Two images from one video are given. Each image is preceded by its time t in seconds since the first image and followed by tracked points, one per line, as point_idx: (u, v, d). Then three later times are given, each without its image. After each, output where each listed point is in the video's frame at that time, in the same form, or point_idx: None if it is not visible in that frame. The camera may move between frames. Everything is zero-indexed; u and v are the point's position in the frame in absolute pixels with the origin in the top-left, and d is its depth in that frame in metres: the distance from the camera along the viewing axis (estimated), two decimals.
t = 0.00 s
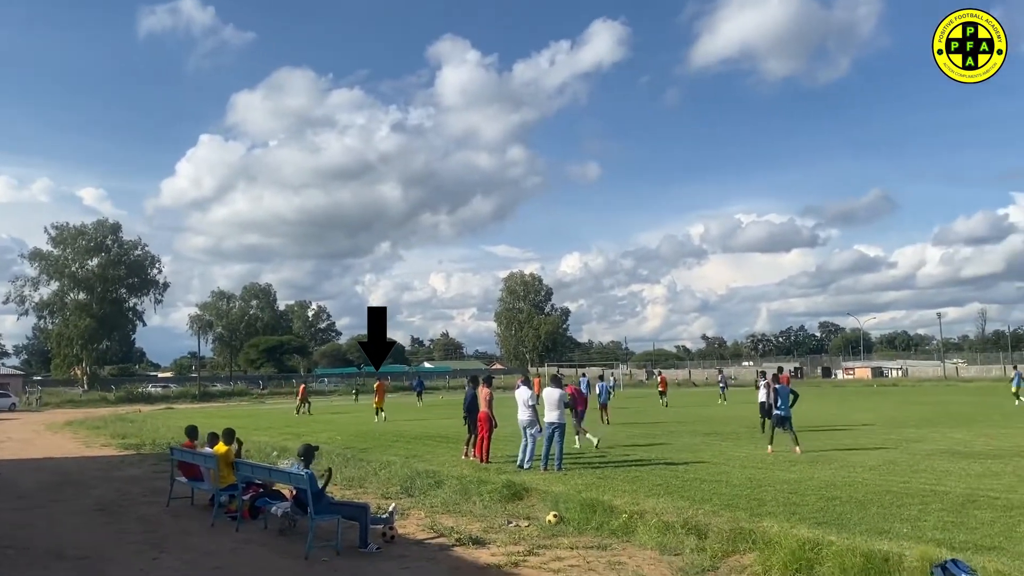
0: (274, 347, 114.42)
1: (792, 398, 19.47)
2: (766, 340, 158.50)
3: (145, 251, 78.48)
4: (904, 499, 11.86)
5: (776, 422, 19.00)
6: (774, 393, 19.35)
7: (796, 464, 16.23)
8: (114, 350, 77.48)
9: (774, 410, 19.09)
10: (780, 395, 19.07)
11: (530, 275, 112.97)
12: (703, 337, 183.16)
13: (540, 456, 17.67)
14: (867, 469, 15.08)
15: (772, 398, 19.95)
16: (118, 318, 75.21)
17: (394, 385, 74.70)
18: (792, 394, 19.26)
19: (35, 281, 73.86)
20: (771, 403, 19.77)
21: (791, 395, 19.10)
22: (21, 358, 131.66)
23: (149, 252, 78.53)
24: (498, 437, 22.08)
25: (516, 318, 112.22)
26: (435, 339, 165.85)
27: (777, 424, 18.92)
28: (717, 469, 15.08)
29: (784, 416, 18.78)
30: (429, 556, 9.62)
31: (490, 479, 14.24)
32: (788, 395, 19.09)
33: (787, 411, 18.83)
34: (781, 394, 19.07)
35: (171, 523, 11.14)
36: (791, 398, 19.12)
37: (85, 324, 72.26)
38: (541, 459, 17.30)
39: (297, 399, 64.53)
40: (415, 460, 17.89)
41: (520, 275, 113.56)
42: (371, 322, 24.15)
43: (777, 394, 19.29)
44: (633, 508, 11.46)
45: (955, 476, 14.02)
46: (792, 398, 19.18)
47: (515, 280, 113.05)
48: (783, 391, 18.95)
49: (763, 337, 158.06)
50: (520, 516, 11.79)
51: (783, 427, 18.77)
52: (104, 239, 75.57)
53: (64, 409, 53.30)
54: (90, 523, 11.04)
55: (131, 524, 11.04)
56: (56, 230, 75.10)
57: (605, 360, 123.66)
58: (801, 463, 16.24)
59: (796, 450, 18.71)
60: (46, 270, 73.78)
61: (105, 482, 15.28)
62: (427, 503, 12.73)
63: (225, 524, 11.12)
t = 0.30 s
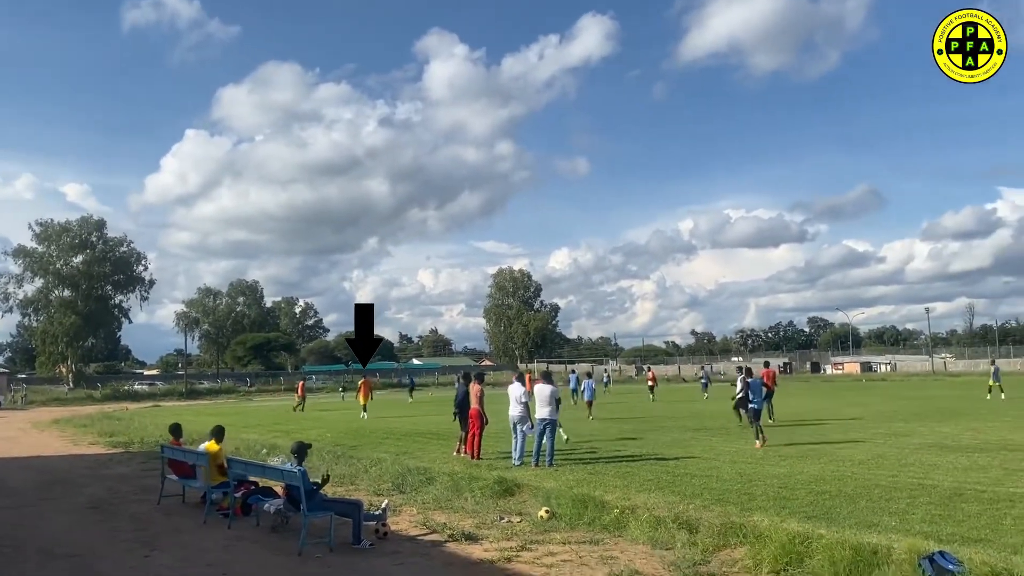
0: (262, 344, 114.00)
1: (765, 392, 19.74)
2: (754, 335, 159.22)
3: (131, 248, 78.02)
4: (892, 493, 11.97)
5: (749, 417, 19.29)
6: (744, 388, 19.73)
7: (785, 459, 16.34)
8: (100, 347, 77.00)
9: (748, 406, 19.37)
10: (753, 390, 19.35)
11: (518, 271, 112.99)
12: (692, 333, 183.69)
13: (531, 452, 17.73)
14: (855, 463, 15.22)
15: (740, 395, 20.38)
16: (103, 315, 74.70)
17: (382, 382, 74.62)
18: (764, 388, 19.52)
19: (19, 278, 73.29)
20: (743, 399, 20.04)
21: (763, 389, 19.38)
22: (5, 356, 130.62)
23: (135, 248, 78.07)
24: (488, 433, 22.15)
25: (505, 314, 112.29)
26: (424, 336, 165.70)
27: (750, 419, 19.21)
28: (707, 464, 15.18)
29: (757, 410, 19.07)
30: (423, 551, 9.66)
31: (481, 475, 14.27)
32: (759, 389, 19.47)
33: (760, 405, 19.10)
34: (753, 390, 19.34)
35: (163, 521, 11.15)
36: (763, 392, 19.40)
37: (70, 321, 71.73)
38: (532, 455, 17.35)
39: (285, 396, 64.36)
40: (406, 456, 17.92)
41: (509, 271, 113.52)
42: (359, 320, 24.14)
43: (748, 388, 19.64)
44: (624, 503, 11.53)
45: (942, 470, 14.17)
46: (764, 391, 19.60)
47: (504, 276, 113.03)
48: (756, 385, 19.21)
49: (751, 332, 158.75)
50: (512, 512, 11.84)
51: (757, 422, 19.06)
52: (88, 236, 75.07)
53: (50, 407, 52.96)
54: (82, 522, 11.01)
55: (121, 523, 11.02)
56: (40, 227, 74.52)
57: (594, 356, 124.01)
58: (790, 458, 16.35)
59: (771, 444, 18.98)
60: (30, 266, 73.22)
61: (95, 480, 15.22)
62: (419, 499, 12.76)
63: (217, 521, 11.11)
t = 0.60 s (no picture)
0: (254, 341, 113.81)
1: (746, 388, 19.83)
2: (746, 331, 159.82)
3: (123, 245, 77.76)
4: (882, 488, 12.11)
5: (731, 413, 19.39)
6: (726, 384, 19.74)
7: (776, 454, 16.46)
8: (92, 344, 76.78)
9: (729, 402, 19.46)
10: (734, 386, 19.44)
11: (511, 268, 113.03)
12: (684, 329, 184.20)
13: (525, 448, 17.82)
14: (845, 458, 15.36)
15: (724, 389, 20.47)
16: (95, 312, 74.44)
17: (375, 379, 74.64)
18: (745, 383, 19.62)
19: (10, 275, 72.95)
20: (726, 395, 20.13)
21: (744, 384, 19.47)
22: None
23: (127, 245, 77.84)
24: (482, 429, 22.24)
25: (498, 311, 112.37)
26: (416, 333, 165.73)
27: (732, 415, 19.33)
28: (699, 460, 15.30)
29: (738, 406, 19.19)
30: (418, 547, 9.73)
31: (475, 471, 14.34)
32: (741, 385, 19.52)
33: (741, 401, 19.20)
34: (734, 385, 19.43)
35: (158, 518, 11.18)
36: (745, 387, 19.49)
37: (62, 318, 71.46)
38: (526, 451, 17.45)
39: (277, 393, 64.30)
40: (401, 452, 18.01)
41: (501, 268, 113.52)
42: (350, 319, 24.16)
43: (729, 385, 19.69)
44: (618, 498, 11.63)
45: (932, 465, 14.31)
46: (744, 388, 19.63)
47: (497, 273, 113.06)
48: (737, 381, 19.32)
49: (743, 329, 159.34)
50: (507, 507, 11.93)
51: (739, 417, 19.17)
52: (80, 232, 74.81)
53: (42, 404, 52.84)
54: (77, 519, 11.03)
55: (117, 519, 11.04)
56: (32, 223, 74.16)
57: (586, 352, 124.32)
58: (781, 454, 16.47)
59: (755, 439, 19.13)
60: (21, 263, 72.90)
61: (89, 477, 15.22)
62: (414, 495, 12.85)
63: (214, 517, 11.17)
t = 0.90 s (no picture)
0: (246, 336, 113.62)
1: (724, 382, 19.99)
2: (738, 327, 160.31)
3: (115, 239, 77.50)
4: (870, 483, 12.22)
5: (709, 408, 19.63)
6: (704, 379, 19.88)
7: (765, 450, 16.56)
8: (83, 338, 76.50)
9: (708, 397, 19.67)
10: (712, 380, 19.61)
11: (504, 264, 113.05)
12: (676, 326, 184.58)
13: (515, 443, 17.91)
14: (833, 454, 15.48)
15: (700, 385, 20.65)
16: (86, 306, 74.17)
17: (368, 374, 74.66)
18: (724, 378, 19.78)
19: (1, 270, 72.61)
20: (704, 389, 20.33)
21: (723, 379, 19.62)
22: None
23: (119, 240, 77.60)
24: (473, 425, 22.31)
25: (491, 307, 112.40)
26: (409, 329, 165.72)
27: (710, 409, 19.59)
28: (689, 455, 15.39)
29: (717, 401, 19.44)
30: (408, 541, 9.79)
31: (467, 466, 14.40)
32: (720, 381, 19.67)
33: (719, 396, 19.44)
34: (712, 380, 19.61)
35: (149, 513, 11.18)
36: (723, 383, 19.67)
37: (53, 313, 71.14)
38: (517, 447, 17.52)
39: (270, 388, 64.29)
40: (392, 447, 18.06)
41: (494, 263, 113.49)
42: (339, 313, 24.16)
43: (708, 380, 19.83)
44: (607, 493, 11.72)
45: (919, 460, 14.46)
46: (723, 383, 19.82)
47: (490, 268, 113.03)
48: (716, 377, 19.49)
49: (735, 325, 159.82)
50: (498, 502, 11.99)
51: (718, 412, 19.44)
52: (71, 227, 74.51)
53: (32, 400, 52.68)
54: (69, 513, 11.03)
55: (108, 514, 11.04)
56: (22, 217, 73.79)
57: (578, 348, 124.47)
58: (770, 450, 16.57)
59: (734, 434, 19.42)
60: (11, 257, 72.56)
61: (81, 472, 15.21)
62: (405, 490, 12.91)
63: (205, 512, 11.21)
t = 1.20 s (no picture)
0: (241, 331, 113.50)
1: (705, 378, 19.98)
2: (732, 325, 160.58)
3: (109, 234, 77.30)
4: (857, 480, 12.28)
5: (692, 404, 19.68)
6: (683, 376, 19.93)
7: (755, 447, 16.58)
8: (76, 333, 76.31)
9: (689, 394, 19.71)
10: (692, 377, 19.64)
11: (499, 261, 113.00)
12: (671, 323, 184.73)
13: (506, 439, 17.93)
14: (822, 451, 15.52)
15: (682, 383, 20.73)
16: (80, 301, 73.99)
17: (362, 370, 74.64)
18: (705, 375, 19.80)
19: None
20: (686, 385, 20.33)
21: (704, 375, 19.64)
22: None
23: (113, 235, 77.41)
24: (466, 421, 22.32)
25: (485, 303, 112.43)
26: (404, 325, 165.71)
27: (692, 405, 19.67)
28: (678, 452, 15.43)
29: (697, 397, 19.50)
30: (397, 537, 9.80)
31: (457, 462, 14.42)
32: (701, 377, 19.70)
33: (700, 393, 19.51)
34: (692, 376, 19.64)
35: (139, 508, 11.17)
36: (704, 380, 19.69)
37: (46, 307, 70.89)
38: (507, 443, 17.53)
39: (263, 384, 64.25)
40: (383, 444, 18.07)
41: (489, 260, 113.38)
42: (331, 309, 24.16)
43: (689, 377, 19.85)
44: (596, 490, 11.76)
45: (907, 458, 14.52)
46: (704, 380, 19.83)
47: (485, 265, 112.97)
48: (696, 374, 19.53)
49: (729, 322, 160.10)
50: (487, 498, 12.02)
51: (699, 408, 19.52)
52: (65, 221, 74.29)
53: (24, 395, 52.53)
54: (57, 508, 11.02)
55: (98, 508, 11.04)
56: (15, 211, 73.51)
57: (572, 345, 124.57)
58: (759, 447, 16.60)
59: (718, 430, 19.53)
60: (5, 252, 72.32)
61: (72, 467, 15.19)
62: (394, 486, 12.94)
63: (193, 507, 11.21)
